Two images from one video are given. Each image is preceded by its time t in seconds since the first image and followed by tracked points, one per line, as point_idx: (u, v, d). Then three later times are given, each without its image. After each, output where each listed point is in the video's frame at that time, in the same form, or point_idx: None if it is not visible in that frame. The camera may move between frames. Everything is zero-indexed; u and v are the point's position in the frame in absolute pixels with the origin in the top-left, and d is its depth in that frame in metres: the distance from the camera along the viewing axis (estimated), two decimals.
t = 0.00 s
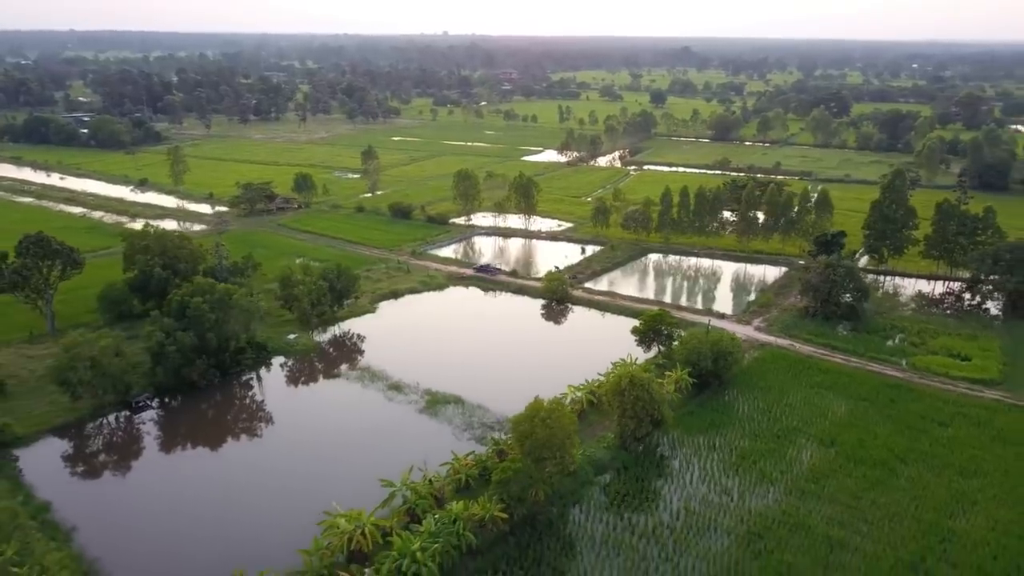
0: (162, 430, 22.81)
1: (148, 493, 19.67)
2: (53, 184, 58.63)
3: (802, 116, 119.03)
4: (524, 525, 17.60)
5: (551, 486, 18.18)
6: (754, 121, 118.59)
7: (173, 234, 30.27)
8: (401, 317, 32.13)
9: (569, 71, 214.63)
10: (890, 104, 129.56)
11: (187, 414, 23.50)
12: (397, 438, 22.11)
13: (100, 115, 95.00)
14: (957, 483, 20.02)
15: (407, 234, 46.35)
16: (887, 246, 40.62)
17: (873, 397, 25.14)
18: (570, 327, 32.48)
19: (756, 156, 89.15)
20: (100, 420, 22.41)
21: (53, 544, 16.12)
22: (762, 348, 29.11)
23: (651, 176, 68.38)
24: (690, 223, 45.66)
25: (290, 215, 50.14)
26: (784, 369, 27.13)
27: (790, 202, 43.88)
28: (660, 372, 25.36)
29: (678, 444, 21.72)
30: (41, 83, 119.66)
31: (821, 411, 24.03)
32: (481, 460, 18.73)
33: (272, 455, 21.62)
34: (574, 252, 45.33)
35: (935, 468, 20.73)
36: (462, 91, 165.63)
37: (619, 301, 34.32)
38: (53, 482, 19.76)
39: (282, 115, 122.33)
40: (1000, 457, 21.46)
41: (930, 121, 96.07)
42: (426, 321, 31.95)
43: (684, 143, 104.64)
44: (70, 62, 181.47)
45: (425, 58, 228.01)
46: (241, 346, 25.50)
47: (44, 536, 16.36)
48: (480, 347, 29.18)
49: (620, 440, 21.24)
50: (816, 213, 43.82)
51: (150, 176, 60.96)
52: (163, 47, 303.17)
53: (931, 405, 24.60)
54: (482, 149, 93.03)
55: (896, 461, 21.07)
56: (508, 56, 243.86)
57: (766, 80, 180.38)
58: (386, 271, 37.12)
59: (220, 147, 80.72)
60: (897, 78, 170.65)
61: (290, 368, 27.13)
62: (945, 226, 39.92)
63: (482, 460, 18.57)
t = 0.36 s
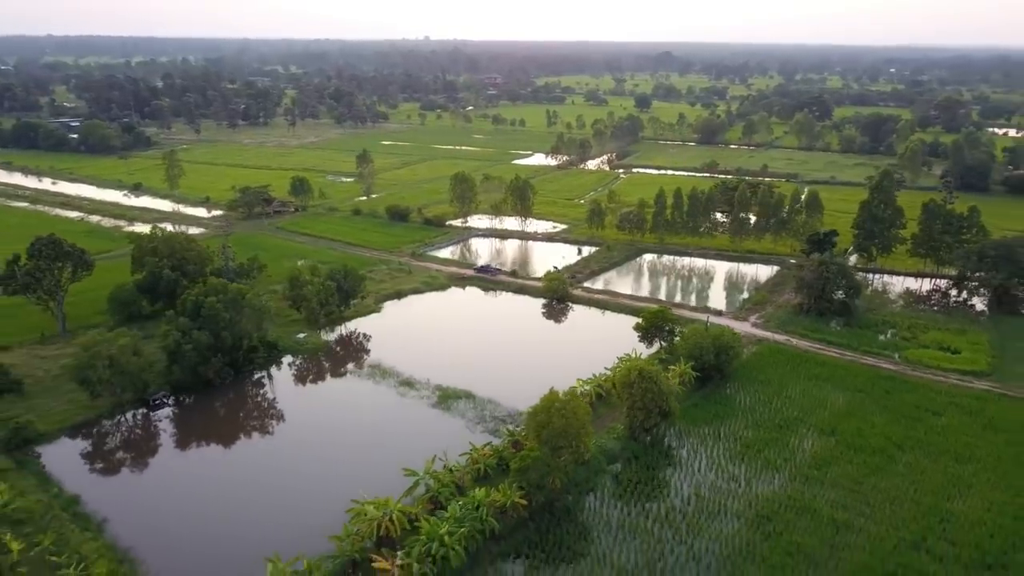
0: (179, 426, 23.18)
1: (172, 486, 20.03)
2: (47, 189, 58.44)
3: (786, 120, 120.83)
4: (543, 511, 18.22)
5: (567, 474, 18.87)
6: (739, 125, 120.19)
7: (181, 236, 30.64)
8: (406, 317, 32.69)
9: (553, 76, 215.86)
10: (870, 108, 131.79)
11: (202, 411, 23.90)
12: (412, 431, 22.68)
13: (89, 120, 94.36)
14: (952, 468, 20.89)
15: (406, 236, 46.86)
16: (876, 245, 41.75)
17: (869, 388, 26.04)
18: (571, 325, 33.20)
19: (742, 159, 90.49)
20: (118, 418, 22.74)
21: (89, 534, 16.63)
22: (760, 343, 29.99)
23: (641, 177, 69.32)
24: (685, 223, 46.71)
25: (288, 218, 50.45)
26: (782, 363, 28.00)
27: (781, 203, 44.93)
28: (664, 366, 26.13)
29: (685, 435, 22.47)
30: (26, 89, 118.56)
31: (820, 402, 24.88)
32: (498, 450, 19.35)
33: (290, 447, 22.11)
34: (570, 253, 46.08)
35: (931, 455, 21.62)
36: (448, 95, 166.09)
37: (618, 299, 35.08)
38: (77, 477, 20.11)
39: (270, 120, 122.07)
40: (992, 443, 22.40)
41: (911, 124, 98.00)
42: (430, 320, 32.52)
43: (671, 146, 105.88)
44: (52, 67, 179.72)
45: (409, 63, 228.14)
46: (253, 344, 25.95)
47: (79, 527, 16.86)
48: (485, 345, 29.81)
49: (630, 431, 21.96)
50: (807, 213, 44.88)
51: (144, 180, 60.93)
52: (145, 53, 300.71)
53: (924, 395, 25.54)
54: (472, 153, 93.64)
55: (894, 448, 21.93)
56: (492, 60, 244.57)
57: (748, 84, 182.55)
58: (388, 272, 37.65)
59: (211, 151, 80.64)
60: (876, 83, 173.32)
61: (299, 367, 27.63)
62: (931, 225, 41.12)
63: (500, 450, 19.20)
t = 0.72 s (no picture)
0: (205, 420, 23.76)
1: (204, 477, 20.61)
2: (50, 193, 58.58)
3: (776, 123, 122.31)
4: (567, 496, 18.96)
5: (589, 460, 19.65)
6: (730, 128, 121.50)
7: (198, 237, 31.26)
8: (418, 315, 33.37)
9: (544, 81, 216.80)
10: (859, 111, 133.58)
11: (226, 406, 24.50)
12: (434, 422, 23.44)
13: (85, 125, 94.28)
14: (954, 452, 21.78)
15: (411, 238, 47.47)
16: (872, 244, 42.80)
17: (872, 380, 26.93)
18: (580, 322, 33.97)
19: (735, 162, 91.64)
20: (145, 413, 23.31)
21: (133, 520, 17.18)
22: (765, 338, 30.90)
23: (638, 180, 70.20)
24: (687, 223, 47.77)
25: (293, 220, 50.98)
26: (787, 356, 28.91)
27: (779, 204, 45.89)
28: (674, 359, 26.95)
29: (697, 425, 23.27)
30: (19, 95, 117.96)
31: (825, 392, 25.77)
32: (522, 439, 20.08)
33: (317, 438, 22.78)
34: (573, 253, 46.87)
35: (933, 441, 22.50)
36: (441, 100, 166.57)
37: (624, 297, 35.86)
38: (113, 470, 20.67)
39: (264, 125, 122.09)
40: (991, 430, 23.30)
41: (899, 128, 99.58)
42: (442, 318, 33.22)
43: (665, 150, 106.93)
44: (42, 73, 178.46)
45: (400, 68, 228.49)
46: (274, 342, 26.58)
47: (123, 514, 17.41)
48: (497, 342, 30.52)
49: (645, 421, 22.74)
50: (804, 213, 45.84)
51: (147, 184, 61.19)
52: (134, 59, 299.18)
53: (925, 385, 26.48)
54: (468, 157, 94.32)
55: (899, 435, 22.78)
56: (482, 65, 245.28)
57: (737, 89, 184.20)
58: (398, 272, 38.33)
59: (209, 155, 80.81)
60: (863, 87, 175.45)
61: (316, 364, 28.21)
62: (925, 224, 42.23)
63: (523, 439, 19.93)
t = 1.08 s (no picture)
0: (225, 416, 24.33)
1: (231, 469, 21.23)
2: (50, 197, 58.70)
3: (765, 126, 123.76)
4: (584, 482, 19.71)
5: (603, 448, 20.44)
6: (720, 131, 122.89)
7: (209, 238, 31.77)
8: (425, 314, 34.05)
9: (533, 85, 217.81)
10: (846, 114, 135.23)
11: (245, 402, 25.08)
12: (449, 414, 24.16)
13: (79, 130, 94.14)
14: (951, 438, 22.69)
15: (412, 239, 48.09)
16: (864, 242, 43.86)
17: (870, 371, 27.84)
18: (584, 319, 34.74)
19: (726, 164, 92.82)
20: (167, 409, 23.85)
21: (167, 508, 17.75)
22: (765, 332, 31.82)
23: (632, 180, 71.15)
24: (684, 223, 48.67)
25: (295, 223, 51.46)
26: (788, 349, 29.81)
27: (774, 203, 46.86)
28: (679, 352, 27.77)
29: (705, 414, 24.09)
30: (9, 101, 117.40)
31: (825, 383, 26.66)
32: (539, 429, 20.83)
33: (336, 432, 23.43)
34: (573, 253, 47.65)
35: (930, 427, 23.41)
36: (432, 104, 167.10)
37: (626, 294, 36.66)
38: (140, 464, 21.25)
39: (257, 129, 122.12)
40: (986, 416, 24.22)
41: (886, 130, 101.20)
42: (449, 316, 33.93)
43: (656, 152, 108.02)
44: (29, 79, 177.18)
45: (390, 72, 228.62)
46: (290, 339, 27.13)
47: (156, 503, 17.95)
48: (504, 338, 31.24)
49: (655, 411, 23.54)
50: (798, 212, 46.71)
51: (146, 188, 61.42)
52: (120, 63, 297.64)
53: (920, 375, 27.42)
54: (462, 160, 94.99)
55: (897, 422, 23.68)
56: (471, 69, 245.85)
57: (725, 92, 185.95)
58: (403, 272, 38.96)
59: (205, 159, 80.98)
60: (849, 90, 177.33)
61: (328, 361, 28.76)
62: (916, 222, 43.31)
63: (539, 428, 20.68)
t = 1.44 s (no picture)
0: (238, 413, 24.79)
1: (247, 464, 21.73)
2: (47, 201, 58.70)
3: (754, 128, 125.10)
4: (593, 471, 20.33)
5: (611, 439, 21.10)
6: (709, 133, 124.04)
7: (215, 239, 32.16)
8: (428, 313, 34.60)
9: (522, 88, 218.64)
10: (832, 116, 136.85)
11: (257, 399, 25.54)
12: (458, 409, 24.76)
13: (71, 135, 93.85)
14: (945, 426, 23.48)
15: (411, 240, 48.58)
16: (855, 241, 44.79)
17: (865, 364, 28.61)
18: (584, 317, 35.40)
19: (716, 166, 93.83)
20: (181, 406, 24.27)
21: (191, 500, 18.23)
22: (763, 328, 32.61)
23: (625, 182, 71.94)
24: (678, 223, 49.44)
25: (294, 225, 51.83)
26: (785, 344, 30.59)
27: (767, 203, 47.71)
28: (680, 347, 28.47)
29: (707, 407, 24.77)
30: None
31: (822, 376, 27.42)
32: (548, 422, 21.46)
33: (348, 427, 23.98)
34: (570, 254, 48.30)
35: (925, 417, 24.19)
36: (422, 107, 167.45)
37: (624, 292, 37.35)
38: (157, 459, 21.67)
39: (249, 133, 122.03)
40: (977, 406, 25.04)
41: (873, 131, 102.63)
42: (451, 316, 34.51)
43: (647, 155, 108.95)
44: (16, 83, 175.88)
45: (378, 76, 228.56)
46: (298, 338, 27.62)
47: (178, 495, 18.38)
48: (507, 337, 31.86)
49: (659, 404, 24.19)
50: (790, 211, 47.59)
51: (143, 192, 61.53)
52: (106, 68, 295.79)
53: (914, 368, 28.24)
54: (455, 163, 95.50)
55: (893, 412, 24.46)
56: (458, 74, 246.20)
57: (712, 95, 187.43)
58: (405, 272, 39.47)
59: (199, 163, 81.04)
60: (834, 93, 179.37)
61: (334, 360, 29.23)
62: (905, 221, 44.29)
63: (549, 421, 21.32)
